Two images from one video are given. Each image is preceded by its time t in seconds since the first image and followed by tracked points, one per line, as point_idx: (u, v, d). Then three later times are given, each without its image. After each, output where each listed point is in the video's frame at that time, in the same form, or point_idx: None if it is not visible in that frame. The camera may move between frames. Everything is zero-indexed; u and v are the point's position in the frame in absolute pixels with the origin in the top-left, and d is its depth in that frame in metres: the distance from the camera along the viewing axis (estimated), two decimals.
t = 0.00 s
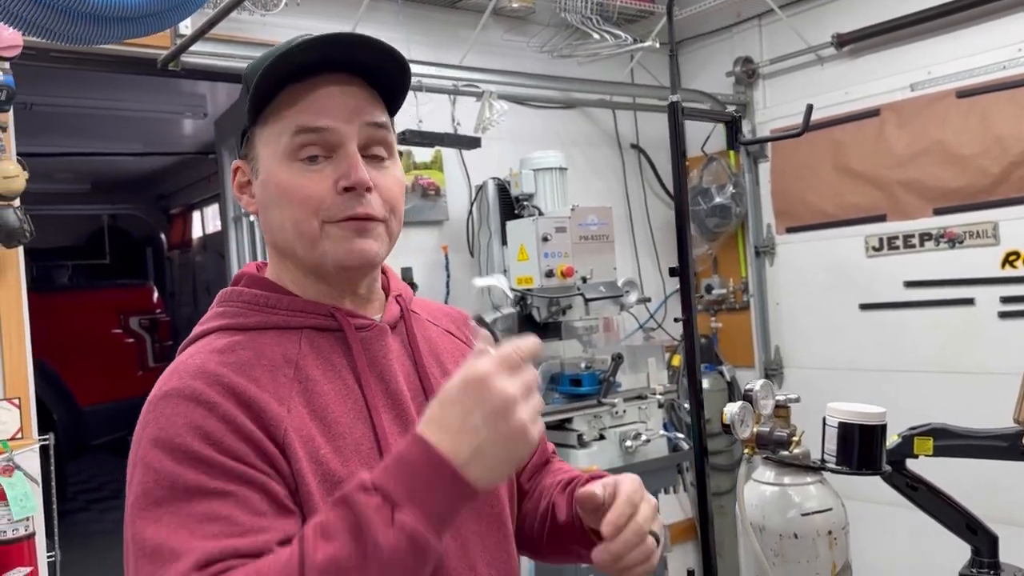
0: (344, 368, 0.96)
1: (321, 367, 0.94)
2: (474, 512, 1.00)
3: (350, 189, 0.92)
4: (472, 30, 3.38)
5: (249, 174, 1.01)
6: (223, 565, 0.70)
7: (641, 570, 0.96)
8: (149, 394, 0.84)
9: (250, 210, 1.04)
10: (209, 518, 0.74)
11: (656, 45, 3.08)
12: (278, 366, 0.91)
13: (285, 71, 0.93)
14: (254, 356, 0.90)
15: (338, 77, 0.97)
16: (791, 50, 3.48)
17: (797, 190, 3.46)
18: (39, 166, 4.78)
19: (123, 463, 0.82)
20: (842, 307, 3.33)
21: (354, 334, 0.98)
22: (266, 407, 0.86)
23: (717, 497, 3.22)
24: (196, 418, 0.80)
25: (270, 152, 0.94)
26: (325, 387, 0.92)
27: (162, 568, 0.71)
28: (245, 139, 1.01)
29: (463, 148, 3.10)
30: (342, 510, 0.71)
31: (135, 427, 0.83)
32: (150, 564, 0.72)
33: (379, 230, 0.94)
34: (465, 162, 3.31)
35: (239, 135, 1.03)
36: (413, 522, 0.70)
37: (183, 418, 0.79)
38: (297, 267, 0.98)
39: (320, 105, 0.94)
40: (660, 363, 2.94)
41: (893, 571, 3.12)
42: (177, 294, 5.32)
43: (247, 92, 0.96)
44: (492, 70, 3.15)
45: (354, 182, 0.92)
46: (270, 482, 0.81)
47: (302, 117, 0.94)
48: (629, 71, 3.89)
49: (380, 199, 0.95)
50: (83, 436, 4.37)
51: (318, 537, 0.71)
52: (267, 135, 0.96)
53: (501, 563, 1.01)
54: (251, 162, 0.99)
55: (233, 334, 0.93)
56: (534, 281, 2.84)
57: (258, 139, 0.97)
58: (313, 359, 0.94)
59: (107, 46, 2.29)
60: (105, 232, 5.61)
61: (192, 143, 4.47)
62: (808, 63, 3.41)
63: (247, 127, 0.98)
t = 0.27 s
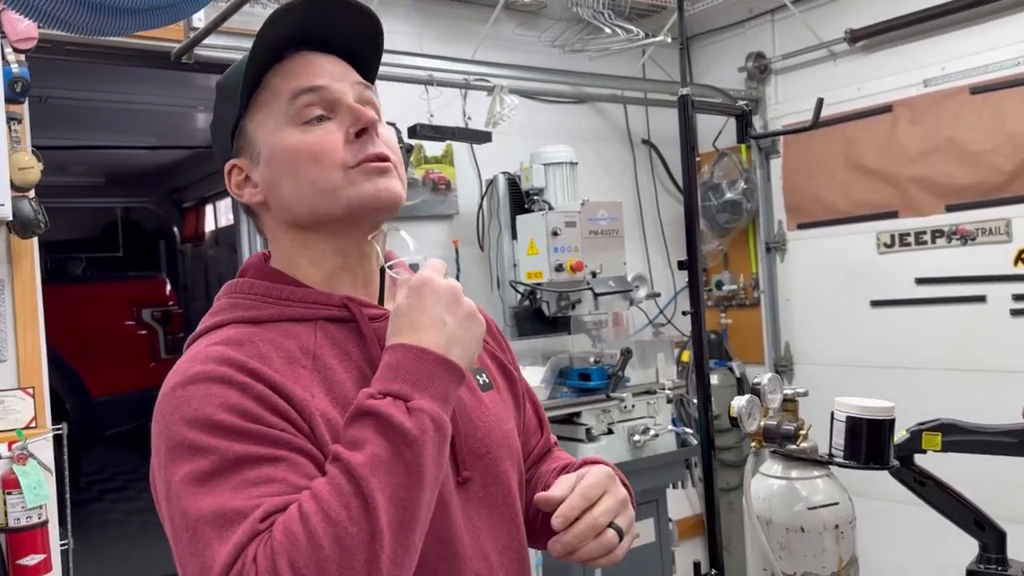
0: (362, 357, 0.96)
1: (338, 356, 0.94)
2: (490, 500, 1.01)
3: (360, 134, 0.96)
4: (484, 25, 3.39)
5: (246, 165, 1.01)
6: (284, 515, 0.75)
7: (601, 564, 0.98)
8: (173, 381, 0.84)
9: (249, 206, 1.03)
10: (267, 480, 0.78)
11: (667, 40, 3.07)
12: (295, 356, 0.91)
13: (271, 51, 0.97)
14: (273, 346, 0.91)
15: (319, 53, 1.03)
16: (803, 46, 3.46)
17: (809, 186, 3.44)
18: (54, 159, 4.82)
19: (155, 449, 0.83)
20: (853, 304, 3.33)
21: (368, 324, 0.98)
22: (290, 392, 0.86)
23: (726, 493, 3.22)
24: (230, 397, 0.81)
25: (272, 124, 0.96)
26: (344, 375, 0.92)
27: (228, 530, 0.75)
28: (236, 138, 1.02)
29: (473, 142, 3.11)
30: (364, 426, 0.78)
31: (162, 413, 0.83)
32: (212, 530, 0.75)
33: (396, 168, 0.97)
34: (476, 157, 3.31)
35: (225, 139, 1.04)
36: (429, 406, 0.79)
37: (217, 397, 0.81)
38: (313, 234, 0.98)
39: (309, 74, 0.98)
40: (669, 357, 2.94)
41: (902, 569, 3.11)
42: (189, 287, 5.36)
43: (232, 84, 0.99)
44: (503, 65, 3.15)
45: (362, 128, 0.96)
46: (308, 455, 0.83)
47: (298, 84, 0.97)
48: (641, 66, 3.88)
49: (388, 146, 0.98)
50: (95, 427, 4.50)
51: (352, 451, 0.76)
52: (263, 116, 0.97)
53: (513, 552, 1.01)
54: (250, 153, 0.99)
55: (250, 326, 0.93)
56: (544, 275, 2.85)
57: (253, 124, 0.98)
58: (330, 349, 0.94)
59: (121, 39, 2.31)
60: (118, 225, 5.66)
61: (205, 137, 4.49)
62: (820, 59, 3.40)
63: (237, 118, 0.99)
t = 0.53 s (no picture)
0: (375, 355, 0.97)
1: (353, 354, 0.95)
2: (501, 497, 1.02)
3: (393, 142, 0.98)
4: (497, 24, 3.39)
5: (270, 160, 1.00)
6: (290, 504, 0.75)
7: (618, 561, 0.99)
8: (189, 378, 0.85)
9: (267, 200, 1.02)
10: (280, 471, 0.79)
11: (680, 40, 3.07)
12: (312, 353, 0.92)
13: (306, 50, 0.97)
14: (289, 343, 0.92)
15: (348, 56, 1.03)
16: (817, 47, 3.45)
17: (821, 188, 3.43)
18: (70, 154, 4.87)
19: (174, 446, 0.84)
20: (864, 306, 3.31)
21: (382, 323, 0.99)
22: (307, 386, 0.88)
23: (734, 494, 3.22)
24: (248, 392, 0.83)
25: (305, 124, 0.96)
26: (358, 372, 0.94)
27: (243, 522, 0.76)
28: (259, 131, 1.01)
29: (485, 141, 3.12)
30: (358, 411, 0.78)
31: (179, 410, 0.84)
32: (227, 523, 0.76)
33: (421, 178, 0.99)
34: (488, 155, 3.32)
35: (243, 131, 1.02)
36: (420, 385, 0.80)
37: (236, 392, 0.82)
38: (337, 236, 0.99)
39: (340, 74, 0.99)
40: (679, 358, 2.94)
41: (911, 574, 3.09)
42: (203, 283, 5.40)
43: (260, 79, 0.98)
44: (516, 64, 3.16)
45: (395, 136, 0.98)
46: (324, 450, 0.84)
47: (331, 87, 0.98)
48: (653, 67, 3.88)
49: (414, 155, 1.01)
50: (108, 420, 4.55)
51: (350, 437, 0.77)
52: (293, 112, 0.97)
53: (522, 547, 1.02)
54: (276, 148, 0.99)
55: (266, 323, 0.94)
56: (554, 274, 2.86)
57: (282, 121, 0.98)
58: (347, 346, 0.95)
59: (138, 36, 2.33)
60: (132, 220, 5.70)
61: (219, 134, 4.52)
62: (835, 60, 3.38)
63: (264, 113, 0.98)
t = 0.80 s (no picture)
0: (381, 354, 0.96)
1: (360, 351, 0.95)
2: (500, 499, 1.01)
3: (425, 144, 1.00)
4: (507, 27, 3.39)
5: (299, 142, 1.00)
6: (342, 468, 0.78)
7: None
8: (203, 369, 0.84)
9: (286, 179, 1.01)
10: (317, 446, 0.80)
11: (690, 45, 3.07)
12: (323, 349, 0.91)
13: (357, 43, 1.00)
14: (300, 339, 0.91)
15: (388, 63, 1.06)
16: (828, 53, 3.44)
17: (831, 194, 3.42)
18: (81, 152, 4.90)
19: (189, 438, 0.82)
20: (873, 313, 3.30)
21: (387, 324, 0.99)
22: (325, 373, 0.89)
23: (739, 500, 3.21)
24: (272, 378, 0.83)
25: (344, 111, 0.98)
26: (367, 368, 0.94)
27: (291, 492, 0.76)
28: (292, 111, 1.01)
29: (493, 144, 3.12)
30: (400, 374, 0.83)
31: (194, 401, 0.82)
32: (273, 495, 0.76)
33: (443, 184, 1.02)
34: (496, 157, 3.32)
35: (273, 110, 1.02)
36: (462, 348, 0.86)
37: (261, 378, 0.83)
38: (357, 224, 0.99)
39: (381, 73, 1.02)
40: (685, 363, 2.93)
41: None
42: (211, 281, 5.43)
43: (304, 64, 0.99)
44: (525, 67, 3.16)
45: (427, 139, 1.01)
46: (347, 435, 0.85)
47: (373, 83, 1.00)
48: (663, 71, 3.87)
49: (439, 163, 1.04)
50: (114, 417, 4.54)
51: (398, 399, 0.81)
52: (334, 96, 0.99)
53: (523, 548, 1.02)
54: (307, 127, 0.99)
55: (274, 321, 0.92)
56: (561, 277, 2.86)
57: (320, 104, 0.99)
58: (354, 345, 0.94)
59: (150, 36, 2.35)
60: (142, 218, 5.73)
61: (229, 133, 4.54)
62: (845, 66, 3.37)
63: (301, 94, 0.99)
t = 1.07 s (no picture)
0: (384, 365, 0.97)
1: (364, 362, 0.95)
2: (495, 511, 1.02)
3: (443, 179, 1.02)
4: (514, 35, 3.41)
5: (325, 152, 0.99)
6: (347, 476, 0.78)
7: None
8: (210, 379, 0.84)
9: (304, 186, 1.00)
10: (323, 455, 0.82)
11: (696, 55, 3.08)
12: (328, 359, 0.92)
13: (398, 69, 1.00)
14: (305, 349, 0.92)
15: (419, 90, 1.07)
16: (834, 64, 3.45)
17: (835, 206, 3.42)
18: (89, 153, 4.93)
19: (195, 448, 0.83)
20: (876, 325, 3.30)
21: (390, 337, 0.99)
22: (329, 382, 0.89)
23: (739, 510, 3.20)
24: (278, 387, 0.84)
25: (375, 132, 0.98)
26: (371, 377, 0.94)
27: (299, 503, 0.77)
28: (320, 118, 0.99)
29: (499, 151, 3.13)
30: (394, 379, 0.84)
31: (201, 412, 0.83)
32: (282, 506, 0.77)
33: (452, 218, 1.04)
34: (501, 164, 3.33)
35: (300, 113, 1.00)
36: (451, 345, 0.86)
37: (266, 388, 0.84)
38: (368, 246, 1.00)
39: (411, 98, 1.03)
40: (687, 373, 2.95)
41: None
42: (216, 283, 5.45)
43: (342, 78, 0.99)
44: (532, 75, 3.17)
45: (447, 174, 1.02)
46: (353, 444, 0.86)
47: (407, 111, 1.01)
48: (669, 80, 3.88)
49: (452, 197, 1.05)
50: (117, 416, 4.53)
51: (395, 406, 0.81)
52: (366, 113, 0.99)
53: (518, 559, 1.03)
54: (333, 139, 0.98)
55: (279, 332, 0.93)
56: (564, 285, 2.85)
57: (353, 121, 0.98)
58: (358, 355, 0.95)
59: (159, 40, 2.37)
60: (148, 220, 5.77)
61: (236, 136, 4.57)
62: (851, 78, 3.38)
63: (334, 106, 0.98)
